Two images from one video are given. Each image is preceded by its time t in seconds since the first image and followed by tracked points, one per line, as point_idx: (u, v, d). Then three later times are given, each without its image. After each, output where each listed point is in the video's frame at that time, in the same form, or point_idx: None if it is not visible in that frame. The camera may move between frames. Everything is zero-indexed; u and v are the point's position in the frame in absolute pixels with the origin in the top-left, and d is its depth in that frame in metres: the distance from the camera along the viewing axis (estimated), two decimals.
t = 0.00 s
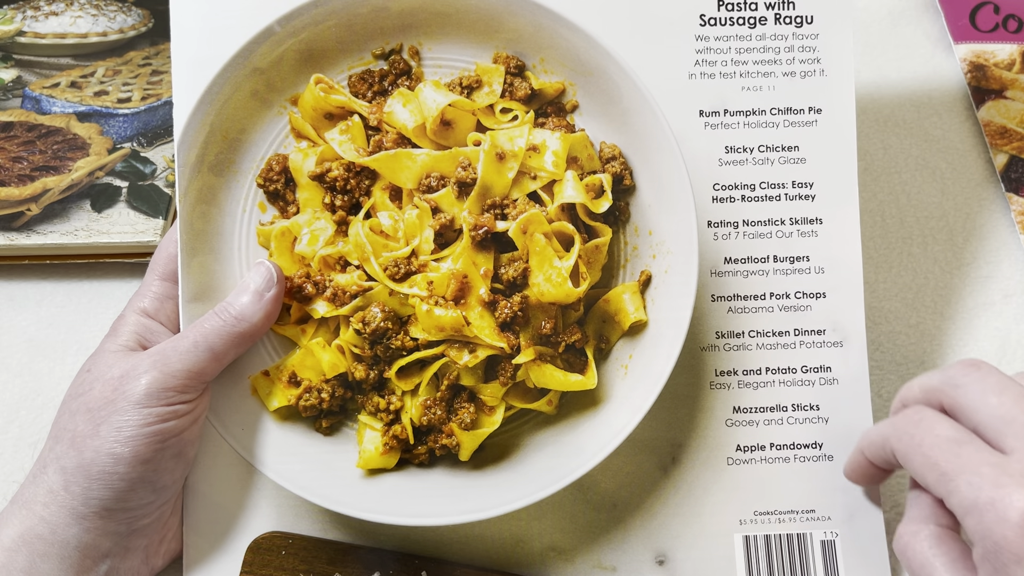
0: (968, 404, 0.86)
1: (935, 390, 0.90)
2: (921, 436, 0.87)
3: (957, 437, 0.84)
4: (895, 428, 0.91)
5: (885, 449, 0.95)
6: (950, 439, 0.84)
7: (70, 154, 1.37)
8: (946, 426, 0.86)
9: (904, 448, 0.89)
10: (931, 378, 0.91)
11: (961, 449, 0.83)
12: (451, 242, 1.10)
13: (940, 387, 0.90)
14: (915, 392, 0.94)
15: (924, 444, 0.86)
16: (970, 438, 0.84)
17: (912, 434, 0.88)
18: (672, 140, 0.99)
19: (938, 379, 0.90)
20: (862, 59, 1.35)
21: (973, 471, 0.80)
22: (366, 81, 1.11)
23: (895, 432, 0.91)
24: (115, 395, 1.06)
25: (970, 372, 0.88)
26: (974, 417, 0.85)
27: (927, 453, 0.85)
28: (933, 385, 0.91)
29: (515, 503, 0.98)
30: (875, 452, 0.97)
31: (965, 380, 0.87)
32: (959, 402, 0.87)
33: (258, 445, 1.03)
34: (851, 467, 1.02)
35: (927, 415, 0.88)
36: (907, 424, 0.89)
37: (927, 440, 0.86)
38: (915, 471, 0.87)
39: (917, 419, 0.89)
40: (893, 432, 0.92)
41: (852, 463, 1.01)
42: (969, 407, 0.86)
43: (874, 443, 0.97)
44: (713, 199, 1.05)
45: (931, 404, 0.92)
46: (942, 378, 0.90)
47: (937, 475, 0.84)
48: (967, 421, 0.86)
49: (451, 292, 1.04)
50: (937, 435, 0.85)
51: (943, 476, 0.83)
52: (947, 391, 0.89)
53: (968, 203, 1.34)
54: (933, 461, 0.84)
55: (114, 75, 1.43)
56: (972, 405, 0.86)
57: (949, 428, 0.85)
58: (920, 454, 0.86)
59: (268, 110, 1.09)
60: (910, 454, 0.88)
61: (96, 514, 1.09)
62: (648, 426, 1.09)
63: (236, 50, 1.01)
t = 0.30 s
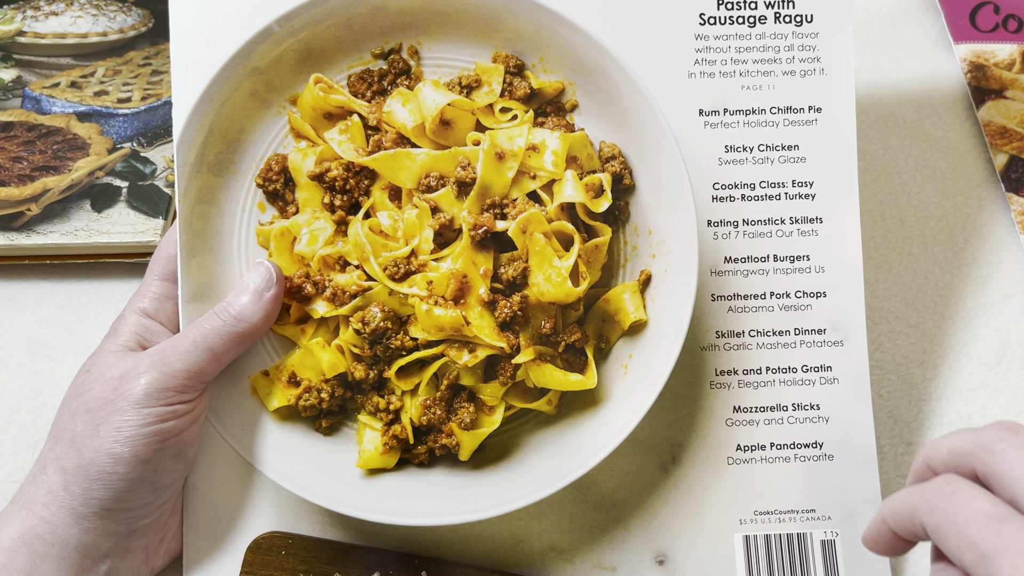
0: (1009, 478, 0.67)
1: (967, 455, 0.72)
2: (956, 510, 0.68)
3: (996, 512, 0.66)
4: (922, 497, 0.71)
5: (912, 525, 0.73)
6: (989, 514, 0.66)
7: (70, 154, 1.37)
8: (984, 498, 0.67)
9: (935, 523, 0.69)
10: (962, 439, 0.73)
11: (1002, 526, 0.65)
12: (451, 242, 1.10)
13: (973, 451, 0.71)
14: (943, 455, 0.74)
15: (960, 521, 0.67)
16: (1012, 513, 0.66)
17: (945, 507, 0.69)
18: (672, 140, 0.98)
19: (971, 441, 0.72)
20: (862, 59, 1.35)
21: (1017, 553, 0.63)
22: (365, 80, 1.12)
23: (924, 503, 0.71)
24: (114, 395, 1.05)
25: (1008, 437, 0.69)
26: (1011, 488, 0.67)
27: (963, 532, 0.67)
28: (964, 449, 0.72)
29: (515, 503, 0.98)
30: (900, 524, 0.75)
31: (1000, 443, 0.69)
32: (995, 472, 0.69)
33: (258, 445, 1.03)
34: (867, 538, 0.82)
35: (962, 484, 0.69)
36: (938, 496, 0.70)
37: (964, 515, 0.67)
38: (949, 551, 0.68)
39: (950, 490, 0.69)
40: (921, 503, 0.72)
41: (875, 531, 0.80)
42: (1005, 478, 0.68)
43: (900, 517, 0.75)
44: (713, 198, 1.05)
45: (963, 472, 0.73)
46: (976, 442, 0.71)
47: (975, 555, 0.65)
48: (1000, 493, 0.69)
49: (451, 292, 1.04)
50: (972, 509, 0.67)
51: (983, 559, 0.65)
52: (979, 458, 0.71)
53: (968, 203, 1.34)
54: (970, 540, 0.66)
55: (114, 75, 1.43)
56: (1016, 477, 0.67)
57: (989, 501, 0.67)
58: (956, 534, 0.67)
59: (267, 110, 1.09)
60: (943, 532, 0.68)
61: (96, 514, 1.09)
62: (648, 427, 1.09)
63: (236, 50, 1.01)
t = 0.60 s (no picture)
0: (991, 523, 0.66)
1: (950, 494, 0.70)
2: (938, 560, 0.67)
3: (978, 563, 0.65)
4: (903, 545, 0.71)
5: None
6: (970, 565, 0.65)
7: (70, 154, 1.37)
8: (967, 547, 0.67)
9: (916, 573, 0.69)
10: (944, 478, 0.71)
11: None
12: (450, 242, 1.10)
13: (955, 492, 0.69)
14: (926, 492, 0.73)
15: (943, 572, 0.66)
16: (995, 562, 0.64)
17: (926, 556, 0.68)
18: (671, 139, 0.98)
19: (953, 480, 0.70)
20: (862, 58, 1.35)
21: None
22: (364, 80, 1.12)
23: (907, 551, 0.71)
24: (113, 396, 1.05)
25: (991, 477, 0.67)
26: (995, 533, 0.65)
27: None
28: (947, 488, 0.70)
29: (514, 503, 0.97)
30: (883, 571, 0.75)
31: (984, 485, 0.67)
32: (978, 515, 0.67)
33: (258, 445, 1.03)
34: None
35: (944, 531, 0.69)
36: (921, 544, 0.69)
37: (945, 566, 0.66)
38: None
39: (932, 538, 0.69)
40: (903, 551, 0.71)
41: None
42: (988, 522, 0.66)
43: (882, 561, 0.74)
44: (712, 198, 1.05)
45: (946, 510, 0.71)
46: (958, 481, 0.69)
47: None
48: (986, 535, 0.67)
49: (450, 291, 1.04)
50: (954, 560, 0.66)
51: None
52: (962, 499, 0.69)
53: (968, 203, 1.34)
54: None
55: (114, 75, 1.43)
56: (998, 521, 0.65)
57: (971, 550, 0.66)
58: None
59: (266, 110, 1.09)
60: None
61: (95, 515, 1.09)
62: (648, 426, 1.09)
63: (235, 49, 1.01)
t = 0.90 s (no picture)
0: (931, 511, 0.63)
1: (894, 484, 0.68)
2: (881, 551, 0.66)
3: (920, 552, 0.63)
4: (850, 538, 0.69)
5: (842, 567, 0.72)
6: (912, 555, 0.63)
7: (70, 154, 1.37)
8: (909, 537, 0.65)
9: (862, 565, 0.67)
10: (888, 467, 0.68)
11: (925, 567, 0.62)
12: (450, 242, 1.10)
13: (897, 481, 0.67)
14: (871, 482, 0.71)
15: (886, 562, 0.65)
16: (937, 551, 0.63)
17: (870, 547, 0.67)
18: (671, 139, 0.98)
19: (896, 469, 0.67)
20: (862, 58, 1.35)
21: None
22: (363, 80, 1.12)
23: (853, 543, 0.69)
24: (113, 396, 1.05)
25: (932, 466, 0.65)
26: (937, 522, 0.63)
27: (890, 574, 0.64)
28: (891, 477, 0.68)
29: (514, 503, 0.97)
30: (833, 563, 0.74)
31: (926, 475, 0.65)
32: (921, 504, 0.65)
33: (258, 445, 1.03)
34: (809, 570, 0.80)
35: (889, 522, 0.67)
36: (865, 535, 0.68)
37: (888, 557, 0.65)
38: None
39: (877, 529, 0.67)
40: (849, 544, 0.69)
41: (810, 568, 0.79)
42: (931, 511, 0.64)
43: (832, 554, 0.73)
44: (712, 197, 1.05)
45: (891, 500, 0.69)
46: (901, 470, 0.67)
47: None
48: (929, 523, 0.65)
49: (450, 291, 1.04)
50: (898, 549, 0.64)
51: None
52: (906, 489, 0.66)
53: (968, 203, 1.34)
54: None
55: (114, 75, 1.43)
56: (940, 510, 0.63)
57: (914, 540, 0.64)
58: None
59: (266, 110, 1.09)
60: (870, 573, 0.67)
61: (95, 515, 1.08)
62: (648, 426, 1.09)
63: (235, 50, 1.01)
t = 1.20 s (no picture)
0: (838, 428, 0.60)
1: (802, 397, 0.63)
2: (786, 473, 0.61)
3: (822, 474, 0.59)
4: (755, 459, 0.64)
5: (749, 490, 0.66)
6: (814, 476, 0.59)
7: (70, 154, 1.37)
8: (814, 459, 0.60)
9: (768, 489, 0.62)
10: (796, 378, 0.63)
11: (824, 487, 0.58)
12: (450, 242, 1.10)
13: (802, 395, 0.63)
14: (782, 393, 0.65)
15: (788, 484, 0.60)
16: (837, 471, 0.59)
17: (775, 471, 0.62)
18: (671, 138, 0.98)
19: (802, 381, 0.63)
20: (862, 58, 1.35)
21: (839, 514, 0.56)
22: (363, 79, 1.12)
23: (759, 466, 0.64)
24: (112, 396, 1.05)
25: (840, 381, 0.61)
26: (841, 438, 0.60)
27: (791, 496, 0.60)
28: (800, 390, 0.63)
29: (514, 503, 0.97)
30: (747, 490, 0.67)
31: (834, 390, 0.60)
32: (825, 419, 0.61)
33: (258, 445, 1.03)
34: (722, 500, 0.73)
35: (793, 445, 0.62)
36: (772, 457, 0.62)
37: (791, 479, 0.60)
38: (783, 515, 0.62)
39: (781, 452, 0.62)
40: (756, 467, 0.64)
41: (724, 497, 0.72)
42: (835, 427, 0.60)
43: (743, 480, 0.67)
44: (712, 197, 1.04)
45: (800, 412, 0.64)
46: (811, 383, 0.62)
47: (802, 518, 0.59)
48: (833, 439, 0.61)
49: (450, 291, 1.04)
50: (801, 471, 0.60)
51: (808, 522, 0.58)
52: (813, 403, 0.62)
53: (968, 203, 1.34)
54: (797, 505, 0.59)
55: (114, 75, 1.43)
56: (842, 425, 0.60)
57: (817, 461, 0.60)
58: (785, 499, 0.60)
59: (265, 110, 1.09)
60: (775, 497, 0.62)
61: (95, 515, 1.08)
62: (647, 426, 1.08)
63: (234, 50, 1.01)
